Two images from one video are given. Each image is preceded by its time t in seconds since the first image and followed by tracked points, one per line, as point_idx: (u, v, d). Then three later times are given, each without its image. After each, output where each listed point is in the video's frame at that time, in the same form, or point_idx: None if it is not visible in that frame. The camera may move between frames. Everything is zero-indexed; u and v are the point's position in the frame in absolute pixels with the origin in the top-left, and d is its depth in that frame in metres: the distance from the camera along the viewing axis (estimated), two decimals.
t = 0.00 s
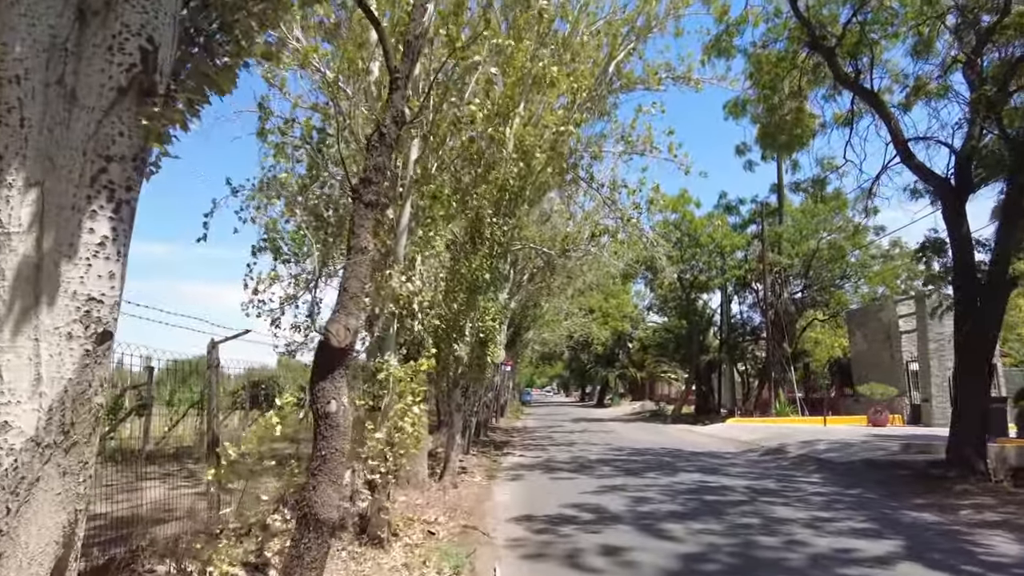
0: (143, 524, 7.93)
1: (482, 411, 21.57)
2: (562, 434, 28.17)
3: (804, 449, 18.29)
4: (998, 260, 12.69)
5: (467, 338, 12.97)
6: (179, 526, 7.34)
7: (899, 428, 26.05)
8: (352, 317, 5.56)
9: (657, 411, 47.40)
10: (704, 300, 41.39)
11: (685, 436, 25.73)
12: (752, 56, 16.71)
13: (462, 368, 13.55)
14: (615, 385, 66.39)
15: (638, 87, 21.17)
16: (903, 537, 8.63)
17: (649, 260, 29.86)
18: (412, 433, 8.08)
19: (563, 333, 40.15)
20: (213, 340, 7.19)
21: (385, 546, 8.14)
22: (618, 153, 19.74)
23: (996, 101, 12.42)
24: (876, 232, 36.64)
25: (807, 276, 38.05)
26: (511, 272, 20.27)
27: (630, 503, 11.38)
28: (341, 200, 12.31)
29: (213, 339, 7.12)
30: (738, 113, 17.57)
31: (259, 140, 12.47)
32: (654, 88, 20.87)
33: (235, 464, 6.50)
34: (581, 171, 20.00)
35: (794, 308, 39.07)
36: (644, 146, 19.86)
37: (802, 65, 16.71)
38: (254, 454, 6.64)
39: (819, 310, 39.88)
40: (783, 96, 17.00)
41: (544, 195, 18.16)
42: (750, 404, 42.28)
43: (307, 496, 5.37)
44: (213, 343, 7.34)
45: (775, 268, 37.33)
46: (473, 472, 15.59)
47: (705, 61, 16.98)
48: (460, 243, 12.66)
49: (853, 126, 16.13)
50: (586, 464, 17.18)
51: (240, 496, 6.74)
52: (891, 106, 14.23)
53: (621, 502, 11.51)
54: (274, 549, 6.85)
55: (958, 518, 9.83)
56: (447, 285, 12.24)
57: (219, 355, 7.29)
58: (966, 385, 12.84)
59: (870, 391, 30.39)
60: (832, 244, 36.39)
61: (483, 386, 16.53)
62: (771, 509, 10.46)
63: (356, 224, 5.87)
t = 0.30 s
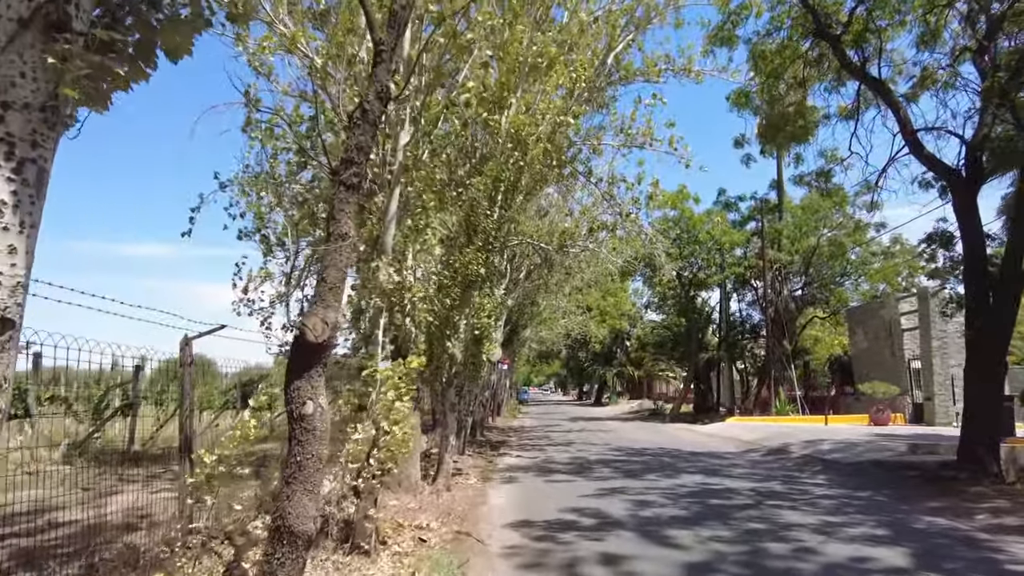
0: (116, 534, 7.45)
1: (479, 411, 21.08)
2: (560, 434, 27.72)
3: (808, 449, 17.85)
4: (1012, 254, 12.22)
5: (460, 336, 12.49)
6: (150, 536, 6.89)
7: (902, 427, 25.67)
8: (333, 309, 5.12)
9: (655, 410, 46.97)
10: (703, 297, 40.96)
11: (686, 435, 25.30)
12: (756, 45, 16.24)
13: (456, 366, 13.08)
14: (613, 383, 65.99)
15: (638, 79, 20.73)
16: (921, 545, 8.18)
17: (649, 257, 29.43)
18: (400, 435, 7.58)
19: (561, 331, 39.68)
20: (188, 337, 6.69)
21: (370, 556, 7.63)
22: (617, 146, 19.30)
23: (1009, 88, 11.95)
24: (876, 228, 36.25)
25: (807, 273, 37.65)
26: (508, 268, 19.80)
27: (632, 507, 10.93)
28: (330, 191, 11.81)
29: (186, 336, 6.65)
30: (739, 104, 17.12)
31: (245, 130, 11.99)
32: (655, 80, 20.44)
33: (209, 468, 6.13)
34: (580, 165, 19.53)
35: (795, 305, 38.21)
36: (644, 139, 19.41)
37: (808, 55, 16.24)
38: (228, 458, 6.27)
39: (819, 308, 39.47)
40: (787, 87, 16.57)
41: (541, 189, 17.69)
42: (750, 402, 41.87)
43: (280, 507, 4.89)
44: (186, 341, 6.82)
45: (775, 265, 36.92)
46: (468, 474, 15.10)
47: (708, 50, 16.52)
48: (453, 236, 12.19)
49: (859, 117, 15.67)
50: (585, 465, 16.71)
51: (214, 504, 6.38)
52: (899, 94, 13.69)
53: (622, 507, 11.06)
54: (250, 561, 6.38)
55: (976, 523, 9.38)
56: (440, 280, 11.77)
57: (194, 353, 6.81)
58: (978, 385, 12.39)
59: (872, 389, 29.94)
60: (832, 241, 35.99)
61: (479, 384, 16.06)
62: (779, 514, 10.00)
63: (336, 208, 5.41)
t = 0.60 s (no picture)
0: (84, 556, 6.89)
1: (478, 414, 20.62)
2: (561, 437, 27.25)
3: (816, 454, 17.39)
4: None
5: (459, 337, 12.04)
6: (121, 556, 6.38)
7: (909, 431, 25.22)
8: (318, 309, 4.68)
9: (657, 412, 46.48)
10: (705, 298, 40.50)
11: (689, 439, 24.82)
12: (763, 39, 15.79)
13: (455, 369, 12.65)
14: (614, 385, 65.51)
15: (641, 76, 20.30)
16: (945, 560, 7.74)
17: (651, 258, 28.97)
18: (394, 445, 7.10)
19: (561, 333, 39.19)
20: (166, 340, 6.19)
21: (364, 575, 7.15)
22: (619, 145, 18.85)
23: None
24: (880, 229, 35.84)
25: (810, 275, 37.18)
26: (508, 268, 19.33)
27: (638, 518, 10.47)
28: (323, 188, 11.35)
29: (163, 338, 6.14)
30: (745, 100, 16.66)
31: (234, 124, 11.46)
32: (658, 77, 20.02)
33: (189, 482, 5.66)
34: (582, 163, 19.07)
35: (799, 306, 37.38)
36: (647, 136, 18.96)
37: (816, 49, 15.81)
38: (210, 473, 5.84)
39: (823, 310, 39.01)
40: (795, 83, 16.14)
41: (542, 186, 17.24)
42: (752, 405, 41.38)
43: (259, 528, 4.43)
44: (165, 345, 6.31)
45: (778, 266, 36.46)
46: (467, 480, 14.63)
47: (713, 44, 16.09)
48: (451, 235, 11.70)
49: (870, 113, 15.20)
50: (587, 471, 16.24)
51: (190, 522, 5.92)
52: (913, 88, 13.21)
53: (628, 517, 10.61)
54: None
55: (999, 535, 8.92)
56: (439, 279, 11.30)
57: (171, 356, 6.30)
58: (997, 389, 11.94)
59: (879, 391, 29.98)
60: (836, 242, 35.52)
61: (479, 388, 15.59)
62: (793, 526, 9.55)
63: (321, 200, 4.97)
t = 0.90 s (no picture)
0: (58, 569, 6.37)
1: (481, 415, 20.14)
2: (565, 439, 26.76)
3: (829, 456, 16.88)
4: None
5: (460, 334, 11.60)
6: (94, 568, 5.86)
7: (920, 433, 24.71)
8: (306, 296, 4.23)
9: (661, 414, 46.00)
10: (710, 299, 40.01)
11: (696, 441, 24.33)
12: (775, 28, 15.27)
13: (457, 368, 12.23)
14: (617, 386, 65.00)
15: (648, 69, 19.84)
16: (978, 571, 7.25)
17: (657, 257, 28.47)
18: (391, 445, 6.65)
19: (564, 334, 38.76)
20: (145, 331, 5.74)
21: None
22: (626, 139, 18.39)
23: None
24: (888, 228, 35.33)
25: (817, 275, 36.63)
26: (511, 265, 18.85)
27: (648, 524, 9.98)
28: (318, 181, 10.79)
29: (142, 330, 5.70)
30: (755, 92, 16.19)
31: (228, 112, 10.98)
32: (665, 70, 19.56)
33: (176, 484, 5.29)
34: (587, 158, 18.61)
35: (806, 306, 36.83)
36: (654, 130, 18.49)
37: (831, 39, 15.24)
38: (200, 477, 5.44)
39: (830, 310, 38.48)
40: (808, 76, 15.73)
41: (546, 182, 16.76)
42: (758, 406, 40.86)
43: (239, 536, 3.97)
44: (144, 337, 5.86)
45: (784, 266, 35.94)
46: (469, 483, 14.15)
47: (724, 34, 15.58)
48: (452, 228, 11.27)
49: (886, 104, 14.71)
50: (593, 474, 15.75)
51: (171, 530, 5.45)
52: (932, 77, 12.72)
53: (637, 522, 10.12)
54: None
55: None
56: (439, 272, 10.80)
57: (151, 350, 5.85)
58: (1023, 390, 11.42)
59: (890, 393, 30.88)
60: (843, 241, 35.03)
61: (482, 388, 15.11)
62: (812, 534, 9.05)
63: (309, 175, 4.53)
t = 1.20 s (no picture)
0: None
1: (479, 416, 19.68)
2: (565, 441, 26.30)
3: (837, 458, 16.45)
4: None
5: (457, 334, 11.24)
6: None
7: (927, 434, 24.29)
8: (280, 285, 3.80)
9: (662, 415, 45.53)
10: (711, 298, 39.54)
11: (698, 442, 23.89)
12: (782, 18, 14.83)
13: (454, 367, 11.78)
14: (617, 387, 64.51)
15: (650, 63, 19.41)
16: None
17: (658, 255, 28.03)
18: (380, 449, 6.21)
19: (564, 334, 38.30)
20: (113, 325, 5.35)
21: None
22: (628, 134, 17.95)
23: None
24: (893, 227, 34.91)
25: (820, 274, 36.16)
26: (510, 263, 18.40)
27: (653, 530, 9.54)
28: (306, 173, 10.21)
29: (110, 324, 5.31)
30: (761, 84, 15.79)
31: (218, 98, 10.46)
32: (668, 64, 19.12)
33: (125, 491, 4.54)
34: (588, 153, 18.16)
35: (809, 305, 36.37)
36: (657, 124, 18.03)
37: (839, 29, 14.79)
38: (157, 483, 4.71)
39: (833, 310, 38.03)
40: (815, 68, 15.32)
41: (546, 177, 16.31)
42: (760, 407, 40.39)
43: (200, 552, 3.53)
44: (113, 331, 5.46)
45: (787, 265, 35.47)
46: (466, 487, 13.71)
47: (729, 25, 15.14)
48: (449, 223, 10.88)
49: (896, 97, 14.34)
50: (594, 476, 15.31)
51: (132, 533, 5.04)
52: (946, 66, 12.30)
53: (642, 528, 9.68)
54: None
55: None
56: (438, 269, 10.68)
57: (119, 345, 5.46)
58: None
59: (896, 394, 29.70)
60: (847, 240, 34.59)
61: (480, 389, 14.67)
62: (826, 541, 8.62)
63: (284, 151, 4.09)
